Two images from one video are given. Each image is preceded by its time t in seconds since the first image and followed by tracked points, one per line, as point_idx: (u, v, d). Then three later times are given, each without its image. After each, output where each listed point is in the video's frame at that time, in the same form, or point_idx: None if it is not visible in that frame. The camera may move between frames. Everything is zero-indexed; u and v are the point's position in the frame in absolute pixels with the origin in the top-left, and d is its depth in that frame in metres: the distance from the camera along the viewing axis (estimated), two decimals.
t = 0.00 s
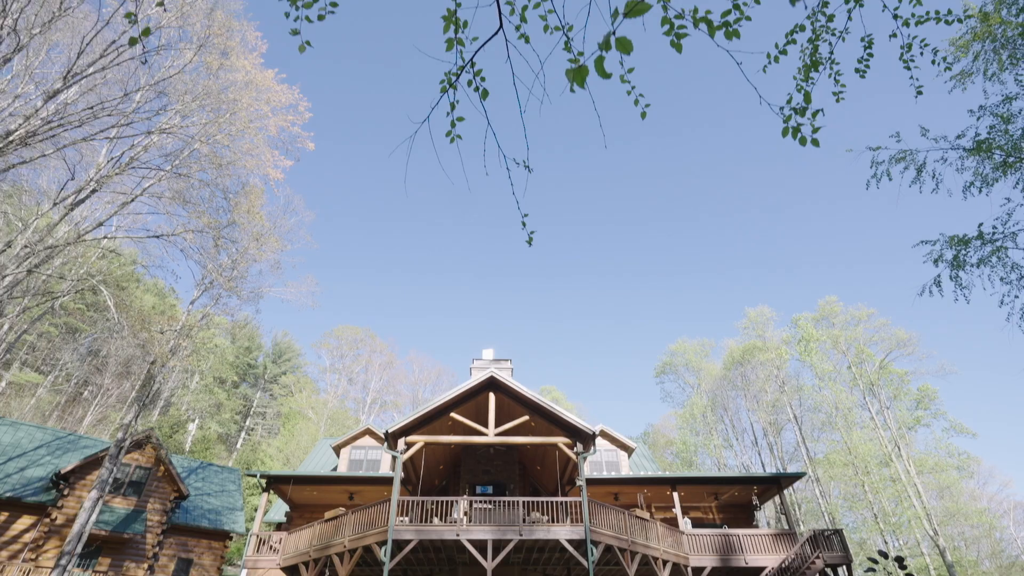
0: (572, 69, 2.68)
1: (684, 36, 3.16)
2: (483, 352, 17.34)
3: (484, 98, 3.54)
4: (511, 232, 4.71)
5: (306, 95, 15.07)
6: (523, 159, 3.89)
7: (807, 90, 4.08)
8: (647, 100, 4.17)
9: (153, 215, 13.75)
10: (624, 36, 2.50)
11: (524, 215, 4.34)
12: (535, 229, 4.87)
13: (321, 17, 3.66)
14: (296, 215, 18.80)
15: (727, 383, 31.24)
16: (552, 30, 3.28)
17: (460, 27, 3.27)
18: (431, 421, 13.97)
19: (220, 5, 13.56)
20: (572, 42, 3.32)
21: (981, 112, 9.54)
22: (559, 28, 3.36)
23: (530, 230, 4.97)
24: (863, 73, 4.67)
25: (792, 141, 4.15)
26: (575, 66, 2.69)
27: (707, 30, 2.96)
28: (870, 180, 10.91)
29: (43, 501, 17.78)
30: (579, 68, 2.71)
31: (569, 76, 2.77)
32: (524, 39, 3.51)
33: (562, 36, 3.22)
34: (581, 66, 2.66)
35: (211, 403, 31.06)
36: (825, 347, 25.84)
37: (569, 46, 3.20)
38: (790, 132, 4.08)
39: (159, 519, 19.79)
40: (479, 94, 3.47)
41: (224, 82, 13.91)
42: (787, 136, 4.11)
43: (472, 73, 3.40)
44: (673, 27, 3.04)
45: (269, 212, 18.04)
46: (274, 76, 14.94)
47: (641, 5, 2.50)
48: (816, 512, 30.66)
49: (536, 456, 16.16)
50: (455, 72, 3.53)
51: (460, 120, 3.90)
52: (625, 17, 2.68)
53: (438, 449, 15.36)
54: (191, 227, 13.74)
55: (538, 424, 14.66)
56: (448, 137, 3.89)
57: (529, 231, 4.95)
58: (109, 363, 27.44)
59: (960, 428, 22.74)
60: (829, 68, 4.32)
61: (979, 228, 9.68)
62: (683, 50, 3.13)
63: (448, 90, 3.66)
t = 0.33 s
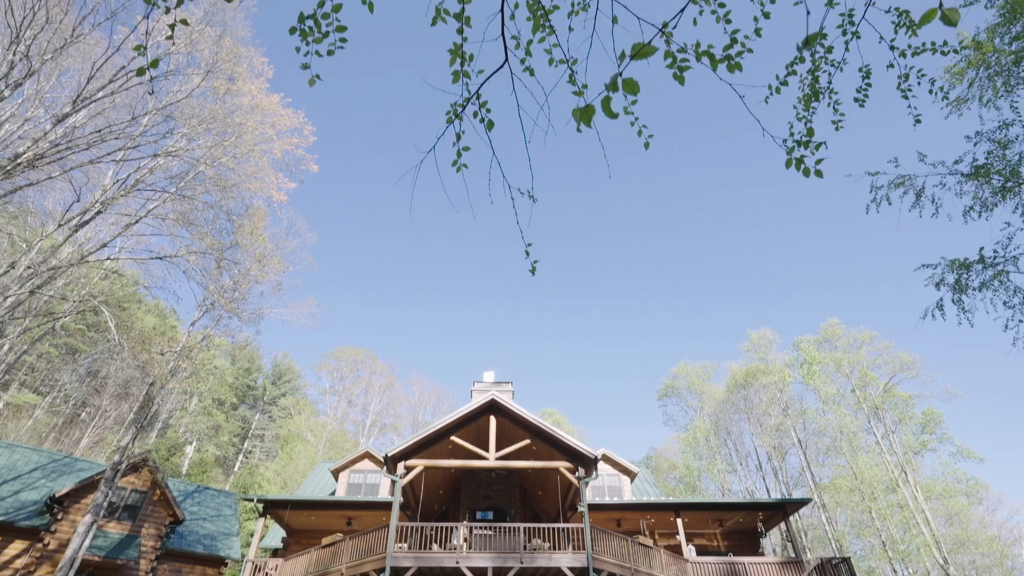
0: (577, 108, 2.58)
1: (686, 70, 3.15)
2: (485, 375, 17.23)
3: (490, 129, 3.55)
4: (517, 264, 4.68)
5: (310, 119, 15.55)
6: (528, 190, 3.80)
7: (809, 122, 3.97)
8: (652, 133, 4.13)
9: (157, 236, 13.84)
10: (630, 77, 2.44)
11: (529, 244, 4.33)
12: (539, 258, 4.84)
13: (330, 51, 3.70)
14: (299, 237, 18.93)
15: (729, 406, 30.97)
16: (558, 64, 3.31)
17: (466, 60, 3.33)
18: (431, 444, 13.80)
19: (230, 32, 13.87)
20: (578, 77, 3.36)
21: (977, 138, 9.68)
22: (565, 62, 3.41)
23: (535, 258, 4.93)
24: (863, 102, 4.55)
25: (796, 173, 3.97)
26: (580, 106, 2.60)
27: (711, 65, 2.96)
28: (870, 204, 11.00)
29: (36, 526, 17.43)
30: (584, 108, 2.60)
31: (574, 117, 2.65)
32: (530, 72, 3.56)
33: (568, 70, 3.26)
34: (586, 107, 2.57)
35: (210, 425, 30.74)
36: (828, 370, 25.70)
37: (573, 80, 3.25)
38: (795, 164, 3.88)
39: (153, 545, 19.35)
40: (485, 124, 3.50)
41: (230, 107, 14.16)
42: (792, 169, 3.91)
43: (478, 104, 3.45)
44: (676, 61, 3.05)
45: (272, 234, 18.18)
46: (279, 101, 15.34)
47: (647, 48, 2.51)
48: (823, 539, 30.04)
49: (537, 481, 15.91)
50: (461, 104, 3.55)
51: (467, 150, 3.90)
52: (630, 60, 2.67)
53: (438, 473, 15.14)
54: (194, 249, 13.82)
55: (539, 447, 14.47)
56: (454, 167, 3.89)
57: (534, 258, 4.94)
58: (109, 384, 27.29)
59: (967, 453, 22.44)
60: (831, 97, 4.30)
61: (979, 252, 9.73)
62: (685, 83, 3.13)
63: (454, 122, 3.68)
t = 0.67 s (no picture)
0: (570, 134, 2.41)
1: (687, 100, 3.12)
2: (486, 396, 17.08)
3: (492, 157, 3.56)
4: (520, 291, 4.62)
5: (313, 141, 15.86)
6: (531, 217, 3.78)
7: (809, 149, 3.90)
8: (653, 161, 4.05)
9: (159, 256, 13.87)
10: (625, 107, 2.35)
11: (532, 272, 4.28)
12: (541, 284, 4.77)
13: (330, 79, 3.69)
14: (300, 258, 19.03)
15: (732, 428, 30.71)
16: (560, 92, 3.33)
17: (469, 89, 3.37)
18: (430, 467, 13.60)
19: (236, 56, 14.16)
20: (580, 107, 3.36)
21: (974, 162, 9.80)
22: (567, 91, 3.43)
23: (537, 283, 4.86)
24: (861, 129, 4.54)
25: (797, 201, 3.77)
26: (572, 134, 2.44)
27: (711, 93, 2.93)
28: (870, 225, 11.08)
29: (28, 550, 16.95)
30: (576, 135, 2.44)
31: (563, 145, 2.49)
32: (533, 101, 3.61)
33: (570, 99, 3.26)
34: (578, 135, 2.44)
35: (207, 447, 30.38)
36: (831, 392, 25.50)
37: (575, 108, 3.27)
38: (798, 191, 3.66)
39: (146, 570, 18.93)
40: (488, 152, 3.50)
41: (235, 129, 14.35)
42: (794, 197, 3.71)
43: (481, 132, 3.46)
44: (677, 90, 3.06)
45: (274, 255, 18.26)
46: (282, 124, 15.68)
47: (643, 77, 2.45)
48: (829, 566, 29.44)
49: (538, 505, 15.65)
50: (464, 132, 3.56)
51: (469, 178, 3.88)
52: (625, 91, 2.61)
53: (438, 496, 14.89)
54: (195, 269, 13.83)
55: (540, 470, 14.27)
56: (457, 194, 3.86)
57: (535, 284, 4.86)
58: (106, 405, 27.07)
59: (974, 476, 22.15)
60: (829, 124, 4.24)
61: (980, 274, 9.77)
62: (685, 111, 3.11)
63: (457, 150, 3.69)
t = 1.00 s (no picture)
0: (575, 175, 2.31)
1: (685, 131, 3.18)
2: (487, 420, 16.91)
3: (492, 186, 3.62)
4: (519, 317, 4.39)
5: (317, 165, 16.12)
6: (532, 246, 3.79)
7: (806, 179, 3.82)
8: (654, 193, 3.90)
9: (161, 278, 13.90)
10: (630, 148, 2.32)
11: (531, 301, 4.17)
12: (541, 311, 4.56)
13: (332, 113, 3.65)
14: (301, 280, 19.08)
15: (736, 452, 30.34)
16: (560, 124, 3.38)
17: (470, 119, 3.41)
18: (430, 492, 13.38)
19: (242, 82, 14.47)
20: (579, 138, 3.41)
21: (972, 185, 9.92)
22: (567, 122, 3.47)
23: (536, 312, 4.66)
24: (861, 153, 4.57)
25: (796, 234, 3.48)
26: (579, 174, 2.32)
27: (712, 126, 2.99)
28: (870, 248, 11.14)
29: None
30: (582, 176, 2.33)
31: (572, 186, 2.36)
32: (533, 132, 3.67)
33: (570, 130, 3.31)
34: (585, 175, 2.31)
35: (204, 471, 29.93)
36: (836, 415, 25.15)
37: (575, 138, 3.32)
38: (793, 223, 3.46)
39: None
40: (488, 181, 3.53)
41: (239, 152, 14.56)
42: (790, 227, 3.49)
43: (482, 160, 3.50)
44: (676, 120, 3.09)
45: (275, 277, 18.30)
46: (286, 147, 15.90)
47: (648, 120, 2.46)
48: None
49: (539, 531, 15.35)
50: (465, 162, 3.59)
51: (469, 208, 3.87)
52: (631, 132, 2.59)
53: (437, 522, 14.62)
54: (196, 291, 13.81)
55: (542, 496, 14.04)
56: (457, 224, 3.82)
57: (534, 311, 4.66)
58: (104, 428, 26.78)
59: (983, 501, 21.80)
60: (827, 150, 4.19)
61: (982, 297, 9.79)
62: (684, 142, 3.14)
63: (457, 179, 3.71)
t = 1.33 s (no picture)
0: (589, 219, 2.05)
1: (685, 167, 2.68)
2: (488, 445, 16.69)
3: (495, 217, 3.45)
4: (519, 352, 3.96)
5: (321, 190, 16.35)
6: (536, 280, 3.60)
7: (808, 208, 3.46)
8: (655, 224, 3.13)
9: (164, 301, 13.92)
10: (646, 195, 2.02)
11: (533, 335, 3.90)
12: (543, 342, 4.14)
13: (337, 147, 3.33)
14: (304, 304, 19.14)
15: (743, 478, 29.82)
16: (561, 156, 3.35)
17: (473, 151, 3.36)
18: (430, 520, 13.11)
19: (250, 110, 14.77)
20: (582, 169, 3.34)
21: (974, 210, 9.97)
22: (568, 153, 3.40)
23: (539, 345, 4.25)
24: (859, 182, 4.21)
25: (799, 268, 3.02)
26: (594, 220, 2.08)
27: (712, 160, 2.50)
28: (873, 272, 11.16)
29: None
30: (597, 221, 2.11)
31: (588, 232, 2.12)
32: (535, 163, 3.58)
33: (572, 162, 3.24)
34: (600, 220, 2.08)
35: (202, 497, 29.43)
36: (843, 441, 24.84)
37: (576, 169, 3.25)
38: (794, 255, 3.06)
39: None
40: (490, 213, 3.33)
41: (245, 177, 14.80)
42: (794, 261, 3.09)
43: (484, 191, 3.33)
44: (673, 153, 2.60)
45: (279, 301, 18.36)
46: (291, 172, 16.14)
47: (661, 167, 2.16)
48: None
49: (543, 561, 14.97)
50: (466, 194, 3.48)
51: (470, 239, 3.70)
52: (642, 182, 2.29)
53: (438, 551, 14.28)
54: (199, 314, 13.80)
55: (545, 523, 13.77)
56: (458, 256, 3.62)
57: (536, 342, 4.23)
58: (102, 453, 26.45)
59: (996, 530, 21.29)
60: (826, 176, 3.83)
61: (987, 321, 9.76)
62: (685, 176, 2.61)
63: (458, 210, 3.59)
